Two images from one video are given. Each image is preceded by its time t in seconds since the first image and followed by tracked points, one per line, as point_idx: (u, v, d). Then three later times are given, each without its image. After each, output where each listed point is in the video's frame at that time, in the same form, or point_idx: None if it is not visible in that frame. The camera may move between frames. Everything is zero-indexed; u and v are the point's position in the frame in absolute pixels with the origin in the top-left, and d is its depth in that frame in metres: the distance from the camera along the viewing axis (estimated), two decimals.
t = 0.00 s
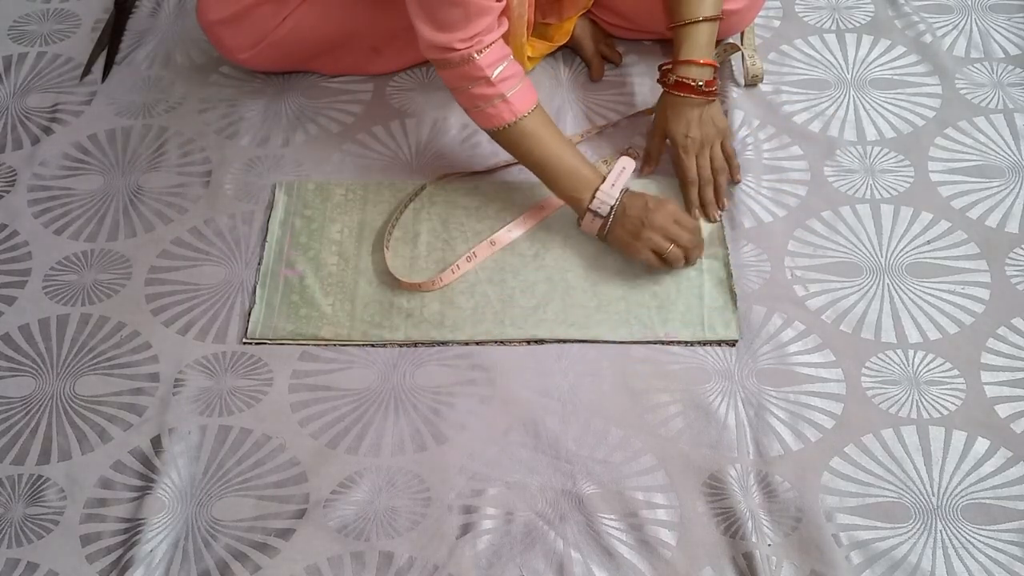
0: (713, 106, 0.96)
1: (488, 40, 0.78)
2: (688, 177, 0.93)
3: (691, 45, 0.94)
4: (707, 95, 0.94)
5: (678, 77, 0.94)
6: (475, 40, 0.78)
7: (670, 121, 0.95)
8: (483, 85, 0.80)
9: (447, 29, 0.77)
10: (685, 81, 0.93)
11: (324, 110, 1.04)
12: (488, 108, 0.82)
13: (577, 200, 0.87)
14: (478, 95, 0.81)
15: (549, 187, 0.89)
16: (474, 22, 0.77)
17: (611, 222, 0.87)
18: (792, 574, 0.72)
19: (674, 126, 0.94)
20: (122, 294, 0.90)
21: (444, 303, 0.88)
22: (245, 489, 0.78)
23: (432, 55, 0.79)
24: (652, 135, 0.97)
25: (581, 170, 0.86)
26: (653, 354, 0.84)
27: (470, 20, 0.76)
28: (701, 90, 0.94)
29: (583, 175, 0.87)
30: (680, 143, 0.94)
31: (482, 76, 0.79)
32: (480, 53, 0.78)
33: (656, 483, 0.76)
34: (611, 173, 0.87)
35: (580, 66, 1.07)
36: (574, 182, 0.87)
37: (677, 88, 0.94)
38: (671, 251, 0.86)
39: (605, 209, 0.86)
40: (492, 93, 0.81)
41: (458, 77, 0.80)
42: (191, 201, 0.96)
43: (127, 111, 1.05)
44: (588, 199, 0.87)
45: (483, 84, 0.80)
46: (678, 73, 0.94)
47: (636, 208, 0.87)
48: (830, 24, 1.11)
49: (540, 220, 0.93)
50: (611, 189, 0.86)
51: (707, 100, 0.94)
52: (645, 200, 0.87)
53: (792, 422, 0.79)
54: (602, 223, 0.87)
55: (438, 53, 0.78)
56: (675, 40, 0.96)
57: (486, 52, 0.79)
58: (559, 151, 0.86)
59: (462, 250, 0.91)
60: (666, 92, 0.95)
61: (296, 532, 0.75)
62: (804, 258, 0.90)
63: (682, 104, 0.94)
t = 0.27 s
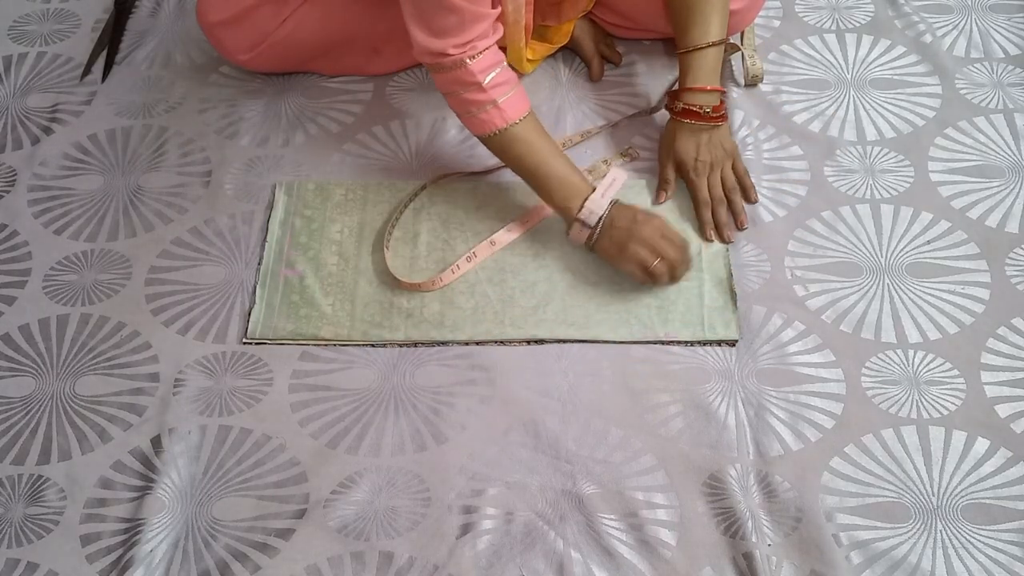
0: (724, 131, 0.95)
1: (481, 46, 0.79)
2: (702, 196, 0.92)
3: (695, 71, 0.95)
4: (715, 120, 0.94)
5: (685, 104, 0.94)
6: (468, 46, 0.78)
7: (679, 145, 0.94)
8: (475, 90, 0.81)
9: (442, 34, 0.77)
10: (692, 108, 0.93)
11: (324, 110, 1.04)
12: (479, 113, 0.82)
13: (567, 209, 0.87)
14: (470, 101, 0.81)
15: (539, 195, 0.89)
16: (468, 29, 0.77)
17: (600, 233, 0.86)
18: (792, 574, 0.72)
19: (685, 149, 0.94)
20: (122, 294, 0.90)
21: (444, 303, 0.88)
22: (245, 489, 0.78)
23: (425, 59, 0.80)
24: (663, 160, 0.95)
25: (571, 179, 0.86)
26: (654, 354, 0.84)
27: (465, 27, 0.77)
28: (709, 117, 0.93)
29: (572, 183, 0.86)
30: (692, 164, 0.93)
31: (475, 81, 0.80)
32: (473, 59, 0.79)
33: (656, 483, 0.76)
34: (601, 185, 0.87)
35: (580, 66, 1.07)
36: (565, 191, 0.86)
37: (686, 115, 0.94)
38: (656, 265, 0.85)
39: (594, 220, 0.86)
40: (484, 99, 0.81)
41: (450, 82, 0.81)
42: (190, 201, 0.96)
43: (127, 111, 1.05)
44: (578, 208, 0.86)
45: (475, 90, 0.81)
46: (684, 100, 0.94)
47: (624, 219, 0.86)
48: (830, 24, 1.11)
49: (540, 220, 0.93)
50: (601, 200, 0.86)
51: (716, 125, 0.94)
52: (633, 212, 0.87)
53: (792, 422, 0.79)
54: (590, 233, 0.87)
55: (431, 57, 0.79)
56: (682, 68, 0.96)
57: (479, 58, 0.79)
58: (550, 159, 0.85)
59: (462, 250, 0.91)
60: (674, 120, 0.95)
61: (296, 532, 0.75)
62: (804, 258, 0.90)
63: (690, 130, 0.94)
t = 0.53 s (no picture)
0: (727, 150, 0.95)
1: (474, 58, 0.79)
2: (708, 212, 0.91)
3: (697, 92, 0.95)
4: (718, 142, 0.93)
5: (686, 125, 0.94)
6: (462, 58, 0.79)
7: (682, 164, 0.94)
8: (467, 103, 0.80)
9: (436, 45, 0.78)
10: (693, 130, 0.93)
11: (324, 110, 1.04)
12: (470, 126, 0.82)
13: (557, 226, 0.85)
14: (462, 113, 0.81)
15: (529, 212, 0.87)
16: (462, 41, 0.78)
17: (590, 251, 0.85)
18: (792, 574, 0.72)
19: (688, 170, 0.94)
20: (122, 294, 0.90)
21: (445, 303, 0.88)
22: (244, 489, 0.78)
23: (419, 71, 0.80)
24: (665, 181, 0.95)
25: (560, 196, 0.85)
26: (654, 354, 0.84)
27: (459, 39, 0.78)
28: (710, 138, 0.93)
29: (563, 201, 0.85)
30: (695, 183, 0.93)
31: (467, 93, 0.80)
32: (467, 71, 0.79)
33: (656, 483, 0.76)
34: (592, 203, 0.86)
35: (580, 66, 1.07)
36: (555, 208, 0.85)
37: (687, 136, 0.93)
38: (649, 283, 0.84)
39: (584, 237, 0.84)
40: (475, 111, 0.81)
41: (443, 95, 0.81)
42: (190, 201, 0.96)
43: (127, 111, 1.05)
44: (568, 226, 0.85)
45: (468, 102, 0.80)
46: (685, 122, 0.94)
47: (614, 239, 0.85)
48: (830, 24, 1.11)
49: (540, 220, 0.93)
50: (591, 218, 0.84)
51: (718, 146, 0.93)
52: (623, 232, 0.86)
53: (792, 422, 0.79)
54: (580, 251, 0.85)
55: (425, 69, 0.79)
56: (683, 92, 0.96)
57: (472, 71, 0.80)
58: (540, 175, 0.84)
59: (462, 250, 0.91)
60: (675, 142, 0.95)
61: (296, 532, 0.75)
62: (804, 258, 0.90)
63: (692, 150, 0.93)
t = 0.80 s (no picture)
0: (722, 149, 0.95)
1: (470, 72, 0.78)
2: (702, 213, 0.91)
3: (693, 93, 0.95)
4: (714, 142, 0.93)
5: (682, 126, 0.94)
6: (457, 70, 0.77)
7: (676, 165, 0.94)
8: (461, 118, 0.79)
9: (431, 56, 0.77)
10: (689, 131, 0.93)
11: (324, 110, 1.04)
12: (462, 143, 0.80)
13: (544, 253, 0.83)
14: (455, 129, 0.79)
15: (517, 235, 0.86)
16: (457, 52, 0.77)
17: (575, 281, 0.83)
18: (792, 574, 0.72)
19: (682, 171, 0.94)
20: (122, 294, 0.90)
21: (444, 303, 0.88)
22: (245, 489, 0.78)
23: (413, 83, 0.78)
24: (660, 182, 0.95)
25: (548, 221, 0.83)
26: (654, 354, 0.84)
27: (455, 50, 0.77)
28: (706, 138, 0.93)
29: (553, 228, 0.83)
30: (688, 185, 0.93)
31: (462, 108, 0.78)
32: (462, 85, 0.78)
33: (656, 482, 0.76)
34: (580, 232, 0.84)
35: (580, 66, 1.07)
36: (543, 235, 0.83)
37: (682, 137, 0.94)
38: (633, 316, 0.82)
39: (571, 265, 0.82)
40: (469, 128, 0.79)
41: (436, 109, 0.79)
42: (190, 201, 0.96)
43: (127, 111, 1.05)
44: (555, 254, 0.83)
45: (462, 117, 0.79)
46: (681, 123, 0.94)
47: (599, 268, 0.83)
48: (830, 24, 1.11)
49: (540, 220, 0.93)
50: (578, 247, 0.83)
51: (713, 146, 0.93)
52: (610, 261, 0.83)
53: (792, 422, 0.79)
54: (566, 279, 0.83)
55: (420, 80, 0.78)
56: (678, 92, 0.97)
57: (468, 85, 0.78)
58: (531, 199, 0.82)
59: (462, 250, 0.91)
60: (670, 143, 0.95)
61: (296, 532, 0.75)
62: (804, 258, 0.90)
63: (687, 151, 0.94)
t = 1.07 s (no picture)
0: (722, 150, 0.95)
1: (472, 84, 0.76)
2: (702, 213, 0.91)
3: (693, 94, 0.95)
4: (714, 142, 0.93)
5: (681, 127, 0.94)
6: (459, 83, 0.76)
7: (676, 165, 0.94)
8: (462, 130, 0.77)
9: (431, 66, 0.74)
10: (689, 132, 0.93)
11: (324, 110, 1.04)
12: (461, 156, 0.78)
13: (542, 270, 0.82)
14: (454, 141, 0.77)
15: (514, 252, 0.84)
16: (459, 63, 0.75)
17: (576, 298, 0.82)
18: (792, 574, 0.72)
19: (682, 171, 0.94)
20: (122, 294, 0.90)
21: (445, 303, 0.88)
22: (245, 489, 0.78)
23: (411, 93, 0.76)
24: (659, 181, 0.95)
25: (547, 240, 0.81)
26: (653, 354, 0.84)
27: (456, 60, 0.75)
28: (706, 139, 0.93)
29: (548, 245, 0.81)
30: (687, 185, 0.93)
31: (463, 120, 0.76)
32: (463, 97, 0.76)
33: (656, 482, 0.76)
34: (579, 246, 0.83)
35: (580, 66, 1.07)
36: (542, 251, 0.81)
37: (682, 137, 0.94)
38: (641, 325, 0.81)
39: (572, 280, 0.81)
40: (470, 140, 0.77)
41: (435, 121, 0.77)
42: (190, 201, 0.96)
43: (127, 111, 1.05)
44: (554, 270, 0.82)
45: (462, 130, 0.77)
46: (681, 124, 0.95)
47: (603, 281, 0.81)
48: (830, 24, 1.11)
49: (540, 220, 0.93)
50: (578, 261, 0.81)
51: (714, 146, 0.93)
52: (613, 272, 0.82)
53: (792, 422, 0.79)
54: (567, 295, 0.82)
55: (419, 91, 0.75)
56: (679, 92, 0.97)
57: (468, 97, 0.76)
58: (527, 214, 0.81)
59: (462, 250, 0.91)
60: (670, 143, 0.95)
61: (296, 532, 0.75)
62: (804, 258, 0.90)
63: (687, 151, 0.94)
